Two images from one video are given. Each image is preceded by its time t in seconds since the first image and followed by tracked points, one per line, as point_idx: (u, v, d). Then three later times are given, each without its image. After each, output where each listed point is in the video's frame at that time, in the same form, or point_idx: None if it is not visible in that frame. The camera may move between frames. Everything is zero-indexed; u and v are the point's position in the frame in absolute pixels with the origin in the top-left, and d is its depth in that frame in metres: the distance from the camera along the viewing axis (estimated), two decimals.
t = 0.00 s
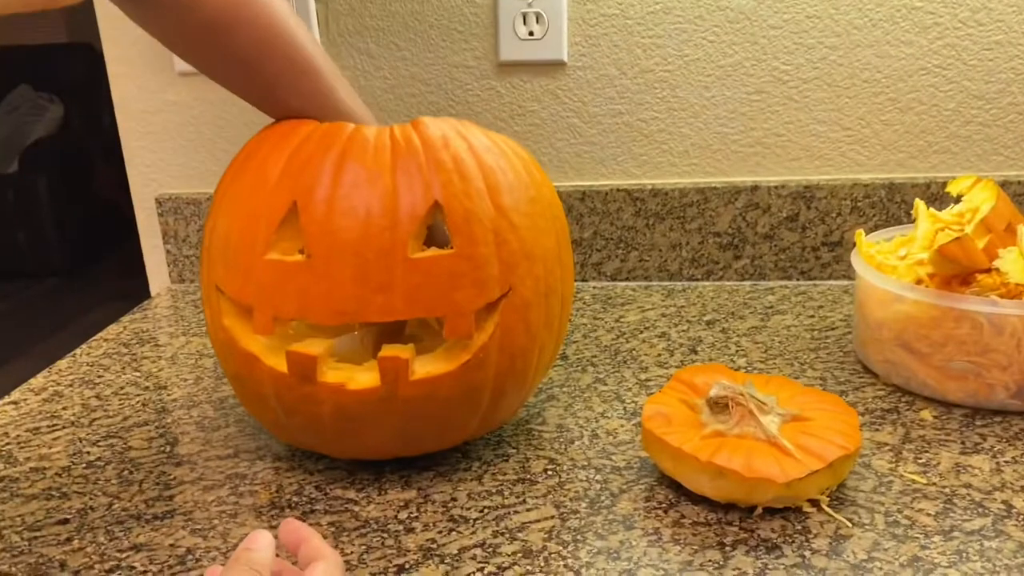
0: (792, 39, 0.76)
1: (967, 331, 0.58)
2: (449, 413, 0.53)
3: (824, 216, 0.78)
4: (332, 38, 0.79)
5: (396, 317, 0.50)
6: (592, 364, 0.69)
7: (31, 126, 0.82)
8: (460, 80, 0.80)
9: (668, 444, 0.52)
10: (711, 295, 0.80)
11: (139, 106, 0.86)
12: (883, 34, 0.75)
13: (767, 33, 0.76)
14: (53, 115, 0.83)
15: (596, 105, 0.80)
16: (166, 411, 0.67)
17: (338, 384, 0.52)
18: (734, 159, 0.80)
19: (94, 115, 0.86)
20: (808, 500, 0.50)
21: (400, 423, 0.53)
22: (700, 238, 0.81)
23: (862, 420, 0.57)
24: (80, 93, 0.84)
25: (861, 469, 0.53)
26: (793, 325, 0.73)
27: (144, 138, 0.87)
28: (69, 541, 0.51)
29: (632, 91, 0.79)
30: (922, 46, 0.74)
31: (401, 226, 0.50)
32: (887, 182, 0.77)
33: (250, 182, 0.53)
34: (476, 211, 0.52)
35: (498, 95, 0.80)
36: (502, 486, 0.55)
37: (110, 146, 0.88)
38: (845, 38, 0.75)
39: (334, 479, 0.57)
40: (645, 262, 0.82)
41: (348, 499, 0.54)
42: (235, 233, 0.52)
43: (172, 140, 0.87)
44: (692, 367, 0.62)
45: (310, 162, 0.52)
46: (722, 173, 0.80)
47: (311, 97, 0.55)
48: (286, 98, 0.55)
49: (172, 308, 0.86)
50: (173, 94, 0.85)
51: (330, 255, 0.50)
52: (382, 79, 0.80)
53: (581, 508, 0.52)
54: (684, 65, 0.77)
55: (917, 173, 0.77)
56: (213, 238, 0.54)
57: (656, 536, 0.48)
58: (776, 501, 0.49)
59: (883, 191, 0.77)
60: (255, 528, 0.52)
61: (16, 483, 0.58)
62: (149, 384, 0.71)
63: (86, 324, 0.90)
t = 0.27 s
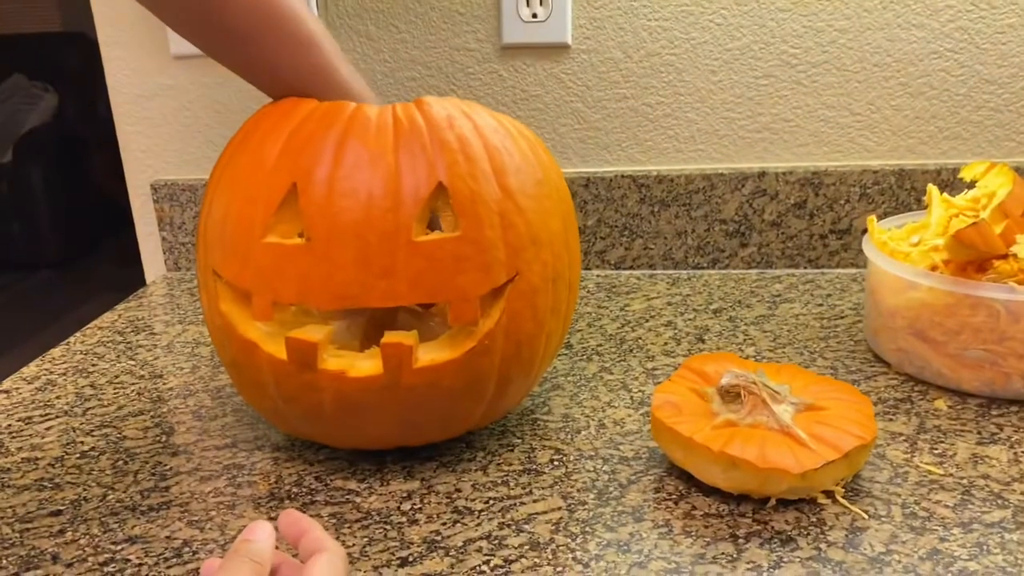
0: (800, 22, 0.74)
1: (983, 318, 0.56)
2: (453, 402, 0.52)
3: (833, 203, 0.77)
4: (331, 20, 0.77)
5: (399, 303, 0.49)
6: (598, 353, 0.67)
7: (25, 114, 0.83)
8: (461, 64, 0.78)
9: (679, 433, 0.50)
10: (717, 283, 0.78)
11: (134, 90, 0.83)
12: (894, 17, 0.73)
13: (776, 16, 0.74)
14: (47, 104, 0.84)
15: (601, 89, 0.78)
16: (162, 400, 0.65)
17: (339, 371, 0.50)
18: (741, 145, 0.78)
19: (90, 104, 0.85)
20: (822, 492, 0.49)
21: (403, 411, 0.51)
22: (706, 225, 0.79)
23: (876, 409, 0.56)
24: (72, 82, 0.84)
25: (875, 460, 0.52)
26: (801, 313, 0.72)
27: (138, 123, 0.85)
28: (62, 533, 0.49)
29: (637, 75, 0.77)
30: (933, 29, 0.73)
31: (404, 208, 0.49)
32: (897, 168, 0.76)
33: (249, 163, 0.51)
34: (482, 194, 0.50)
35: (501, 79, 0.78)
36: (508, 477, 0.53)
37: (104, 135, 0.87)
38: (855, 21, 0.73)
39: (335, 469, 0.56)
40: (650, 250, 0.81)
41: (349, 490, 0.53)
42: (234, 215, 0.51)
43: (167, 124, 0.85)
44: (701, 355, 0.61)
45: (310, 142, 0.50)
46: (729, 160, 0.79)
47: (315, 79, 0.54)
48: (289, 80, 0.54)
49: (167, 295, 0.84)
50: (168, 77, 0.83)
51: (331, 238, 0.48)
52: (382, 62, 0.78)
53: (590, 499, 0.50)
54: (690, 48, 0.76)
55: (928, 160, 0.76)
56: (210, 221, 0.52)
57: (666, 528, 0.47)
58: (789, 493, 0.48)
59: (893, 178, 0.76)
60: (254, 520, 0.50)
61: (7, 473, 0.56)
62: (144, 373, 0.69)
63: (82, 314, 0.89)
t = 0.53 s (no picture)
0: (804, 17, 0.74)
1: (988, 316, 0.56)
2: (459, 400, 0.52)
3: (835, 200, 0.77)
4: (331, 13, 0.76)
5: (404, 300, 0.48)
6: (601, 350, 0.67)
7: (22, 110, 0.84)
8: (463, 58, 0.78)
9: (685, 431, 0.50)
10: (719, 280, 0.78)
11: (133, 84, 0.83)
12: (898, 12, 0.73)
13: (779, 11, 0.74)
14: (43, 99, 0.84)
15: (603, 84, 0.77)
16: (162, 397, 0.64)
17: (342, 368, 0.50)
18: (744, 140, 0.78)
19: (85, 98, 0.85)
20: (829, 489, 0.48)
21: (408, 409, 0.51)
22: (709, 221, 0.79)
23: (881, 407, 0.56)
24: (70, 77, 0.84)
25: (880, 457, 0.52)
26: (804, 310, 0.72)
27: (136, 117, 0.84)
28: (62, 531, 0.49)
29: (640, 70, 0.77)
30: (937, 25, 0.73)
31: (409, 205, 0.48)
32: (900, 165, 0.75)
33: (251, 158, 0.51)
34: (487, 190, 0.50)
35: (503, 74, 0.78)
36: (512, 474, 0.53)
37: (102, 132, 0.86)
38: (859, 17, 0.73)
39: (338, 467, 0.55)
40: (652, 246, 0.80)
41: (353, 487, 0.53)
42: (236, 211, 0.50)
43: (165, 119, 0.84)
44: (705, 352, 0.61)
45: (314, 138, 0.49)
46: (731, 155, 0.78)
47: (323, 78, 0.54)
48: (295, 80, 0.54)
49: (166, 291, 0.84)
50: (167, 71, 0.82)
51: (335, 235, 0.48)
52: (383, 56, 0.78)
53: (595, 497, 0.50)
54: (693, 43, 0.75)
55: (930, 156, 0.76)
56: (212, 217, 0.52)
57: (672, 526, 0.47)
58: (796, 490, 0.48)
59: (896, 174, 0.75)
60: (257, 517, 0.50)
61: (7, 470, 0.56)
62: (144, 369, 0.69)
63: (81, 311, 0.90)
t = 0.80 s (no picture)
0: (806, 23, 0.74)
1: (991, 324, 0.56)
2: (463, 409, 0.52)
3: (837, 206, 0.77)
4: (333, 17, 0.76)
5: (408, 308, 0.49)
6: (603, 356, 0.67)
7: (19, 109, 0.83)
8: (464, 64, 0.77)
9: (689, 440, 0.50)
10: (720, 286, 0.78)
11: (133, 87, 0.82)
12: (899, 19, 0.73)
13: (781, 17, 0.74)
14: (41, 100, 0.83)
15: (605, 90, 0.77)
16: (163, 403, 0.64)
17: (346, 377, 0.50)
18: (745, 146, 0.78)
19: (83, 102, 0.86)
20: (833, 499, 0.48)
21: (412, 418, 0.51)
22: (710, 226, 0.79)
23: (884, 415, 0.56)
24: (70, 76, 0.84)
25: (884, 466, 0.52)
26: (805, 316, 0.72)
27: (136, 121, 0.84)
28: (64, 540, 0.49)
29: (641, 76, 0.77)
30: (938, 32, 0.73)
31: (414, 213, 0.49)
32: (901, 171, 0.76)
33: (255, 167, 0.51)
34: (491, 199, 0.50)
35: (504, 79, 0.78)
36: (516, 482, 0.53)
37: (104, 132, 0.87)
38: (860, 23, 0.73)
39: (340, 475, 0.55)
40: (653, 251, 0.80)
41: (355, 496, 0.52)
42: (240, 219, 0.50)
43: (165, 123, 0.83)
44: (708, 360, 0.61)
45: (318, 146, 0.50)
46: (732, 161, 0.78)
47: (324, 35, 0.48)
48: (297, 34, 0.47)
49: (166, 295, 0.84)
50: (168, 75, 0.82)
51: (340, 243, 0.48)
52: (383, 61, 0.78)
53: (598, 506, 0.50)
54: (695, 49, 0.75)
55: (931, 163, 0.76)
56: (215, 224, 0.52)
57: (677, 535, 0.47)
58: (800, 500, 0.48)
59: (897, 180, 0.75)
60: (260, 526, 0.50)
61: (8, 478, 0.55)
62: (145, 375, 0.69)
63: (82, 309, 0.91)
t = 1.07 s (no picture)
0: (810, 31, 0.74)
1: (997, 334, 0.56)
2: (468, 419, 0.52)
3: (840, 214, 0.77)
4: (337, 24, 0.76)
5: (413, 318, 0.49)
6: (606, 365, 0.67)
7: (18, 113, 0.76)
8: (467, 71, 0.77)
9: (695, 451, 0.50)
10: (724, 294, 0.78)
11: (136, 94, 0.82)
12: (903, 27, 0.73)
13: (784, 25, 0.74)
14: (41, 103, 0.77)
15: (608, 98, 0.77)
16: (166, 412, 0.64)
17: (350, 388, 0.50)
18: (748, 154, 0.78)
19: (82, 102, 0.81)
20: (839, 511, 0.48)
21: (417, 428, 0.51)
22: (713, 234, 0.79)
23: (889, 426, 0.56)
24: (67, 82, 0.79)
25: (890, 478, 0.52)
26: (809, 325, 0.72)
27: (139, 127, 0.83)
28: (67, 551, 0.48)
29: (644, 84, 0.77)
30: (942, 40, 0.73)
31: (419, 223, 0.49)
32: (904, 179, 0.75)
33: (260, 176, 0.51)
34: (496, 208, 0.50)
35: (507, 86, 0.78)
36: (520, 493, 0.53)
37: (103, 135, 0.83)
38: (864, 32, 0.73)
39: (343, 485, 0.55)
40: (656, 259, 0.80)
41: (359, 506, 0.52)
42: (245, 229, 0.50)
43: (167, 129, 0.83)
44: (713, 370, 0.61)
45: (324, 155, 0.50)
46: (736, 169, 0.78)
47: None
48: None
49: (168, 303, 0.83)
50: (170, 82, 0.82)
51: (345, 253, 0.48)
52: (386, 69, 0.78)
53: (604, 517, 0.50)
54: (699, 57, 0.75)
55: (935, 171, 0.76)
56: (219, 233, 0.52)
57: (682, 547, 0.47)
58: (806, 512, 0.47)
59: (901, 189, 0.75)
60: (263, 537, 0.49)
61: (10, 488, 0.55)
62: (147, 383, 0.68)
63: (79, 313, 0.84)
